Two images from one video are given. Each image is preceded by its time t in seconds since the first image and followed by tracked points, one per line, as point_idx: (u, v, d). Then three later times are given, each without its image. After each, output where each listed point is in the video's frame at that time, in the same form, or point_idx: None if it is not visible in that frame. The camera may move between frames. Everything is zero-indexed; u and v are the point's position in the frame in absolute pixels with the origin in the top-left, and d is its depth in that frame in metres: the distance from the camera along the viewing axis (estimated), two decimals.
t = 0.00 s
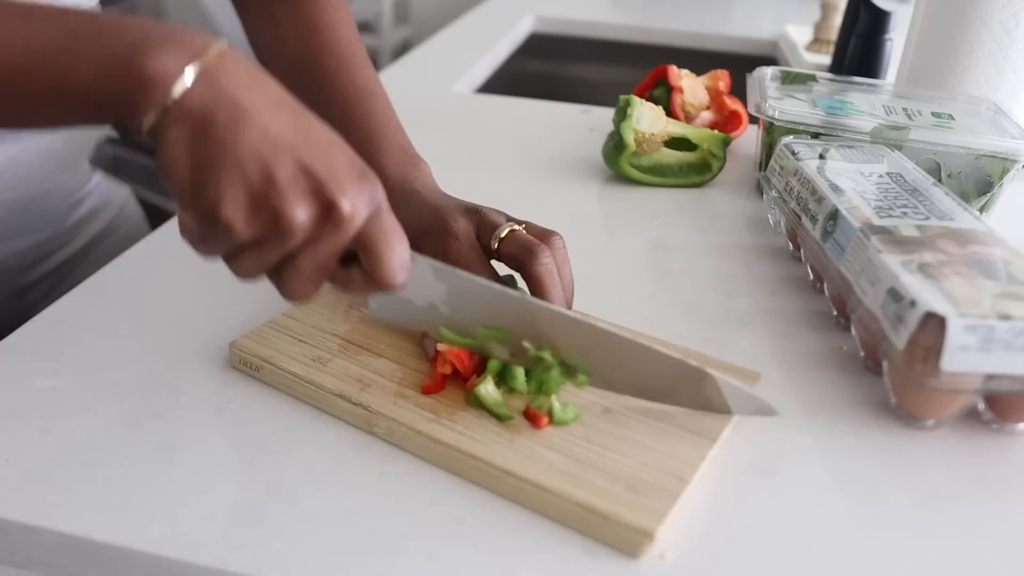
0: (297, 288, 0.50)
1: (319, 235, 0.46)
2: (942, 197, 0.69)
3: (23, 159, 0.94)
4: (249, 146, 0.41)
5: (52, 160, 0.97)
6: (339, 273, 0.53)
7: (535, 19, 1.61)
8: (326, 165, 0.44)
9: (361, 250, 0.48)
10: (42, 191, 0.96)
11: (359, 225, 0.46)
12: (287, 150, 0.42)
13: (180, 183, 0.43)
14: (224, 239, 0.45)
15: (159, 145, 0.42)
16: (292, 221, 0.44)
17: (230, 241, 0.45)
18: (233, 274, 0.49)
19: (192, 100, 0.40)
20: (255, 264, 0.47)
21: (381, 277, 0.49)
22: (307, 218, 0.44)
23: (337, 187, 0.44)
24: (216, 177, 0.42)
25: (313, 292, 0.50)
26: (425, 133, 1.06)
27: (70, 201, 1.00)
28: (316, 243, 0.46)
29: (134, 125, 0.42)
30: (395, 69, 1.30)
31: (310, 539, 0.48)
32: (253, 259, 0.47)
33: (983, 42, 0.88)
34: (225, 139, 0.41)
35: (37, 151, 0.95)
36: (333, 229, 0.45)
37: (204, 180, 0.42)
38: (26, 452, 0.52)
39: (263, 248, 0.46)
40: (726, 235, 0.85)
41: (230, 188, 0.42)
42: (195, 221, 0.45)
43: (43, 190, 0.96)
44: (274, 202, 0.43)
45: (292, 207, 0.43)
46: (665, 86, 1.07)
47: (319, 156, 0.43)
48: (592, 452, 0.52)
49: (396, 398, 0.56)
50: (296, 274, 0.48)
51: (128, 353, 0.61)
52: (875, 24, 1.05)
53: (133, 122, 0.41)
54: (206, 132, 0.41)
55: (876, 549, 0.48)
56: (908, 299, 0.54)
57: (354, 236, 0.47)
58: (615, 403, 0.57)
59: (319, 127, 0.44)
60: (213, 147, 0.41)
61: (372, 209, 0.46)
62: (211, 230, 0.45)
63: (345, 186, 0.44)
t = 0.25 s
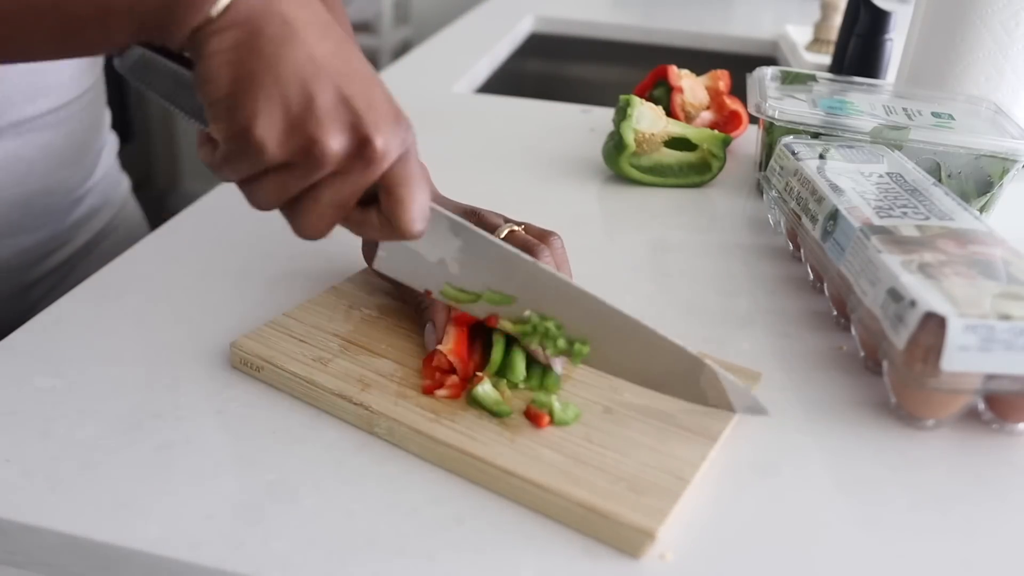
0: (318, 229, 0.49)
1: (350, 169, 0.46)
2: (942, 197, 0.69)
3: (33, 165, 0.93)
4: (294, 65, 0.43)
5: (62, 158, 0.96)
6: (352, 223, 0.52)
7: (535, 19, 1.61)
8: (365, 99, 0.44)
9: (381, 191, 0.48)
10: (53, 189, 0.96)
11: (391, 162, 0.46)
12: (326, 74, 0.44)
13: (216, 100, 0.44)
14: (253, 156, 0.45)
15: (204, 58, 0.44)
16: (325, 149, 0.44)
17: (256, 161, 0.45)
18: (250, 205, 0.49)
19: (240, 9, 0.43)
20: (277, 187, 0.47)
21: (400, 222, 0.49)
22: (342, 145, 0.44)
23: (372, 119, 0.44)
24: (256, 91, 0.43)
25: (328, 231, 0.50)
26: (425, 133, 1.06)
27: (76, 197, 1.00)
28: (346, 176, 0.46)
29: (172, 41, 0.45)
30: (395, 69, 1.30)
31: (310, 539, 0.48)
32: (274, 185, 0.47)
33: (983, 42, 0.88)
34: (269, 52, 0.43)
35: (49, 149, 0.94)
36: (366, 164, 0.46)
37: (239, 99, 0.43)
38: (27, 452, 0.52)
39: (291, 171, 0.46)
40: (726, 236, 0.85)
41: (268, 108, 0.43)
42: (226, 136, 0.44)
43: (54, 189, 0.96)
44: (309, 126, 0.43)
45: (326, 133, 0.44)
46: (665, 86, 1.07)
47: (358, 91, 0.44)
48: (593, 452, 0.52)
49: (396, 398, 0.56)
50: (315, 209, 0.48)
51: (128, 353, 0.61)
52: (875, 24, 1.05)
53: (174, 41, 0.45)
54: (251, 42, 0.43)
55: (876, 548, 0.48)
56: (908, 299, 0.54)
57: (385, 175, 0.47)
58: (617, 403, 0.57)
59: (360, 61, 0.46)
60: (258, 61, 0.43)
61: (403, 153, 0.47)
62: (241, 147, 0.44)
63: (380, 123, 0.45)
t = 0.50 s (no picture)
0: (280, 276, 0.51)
1: (297, 231, 0.47)
2: (942, 197, 0.69)
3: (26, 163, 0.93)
4: (233, 139, 0.43)
5: (57, 158, 0.97)
6: (314, 267, 0.55)
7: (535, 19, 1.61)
8: (307, 161, 0.45)
9: (334, 242, 0.50)
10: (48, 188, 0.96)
11: (335, 218, 0.48)
12: (267, 147, 0.44)
13: (170, 174, 0.45)
14: (207, 229, 0.47)
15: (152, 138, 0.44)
16: (271, 215, 0.46)
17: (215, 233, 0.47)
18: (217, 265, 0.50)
19: (183, 93, 0.43)
20: (236, 254, 0.49)
21: (353, 270, 0.50)
22: (286, 211, 0.46)
23: (314, 181, 0.45)
24: (199, 169, 0.44)
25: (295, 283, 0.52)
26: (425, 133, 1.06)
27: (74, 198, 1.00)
28: (294, 240, 0.48)
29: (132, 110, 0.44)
30: (396, 69, 1.30)
31: (310, 539, 0.48)
32: (235, 251, 0.49)
33: (983, 42, 0.88)
34: (213, 129, 0.43)
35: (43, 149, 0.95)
36: (312, 222, 0.47)
37: (189, 176, 0.44)
38: (26, 452, 0.52)
39: (245, 239, 0.48)
40: (726, 235, 0.85)
41: (214, 181, 0.44)
42: (183, 211, 0.47)
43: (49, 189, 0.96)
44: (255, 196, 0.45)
45: (271, 202, 0.45)
46: (665, 86, 1.07)
47: (301, 154, 0.45)
48: (595, 452, 0.52)
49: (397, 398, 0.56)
50: (273, 267, 0.50)
51: (127, 353, 0.61)
52: (875, 24, 1.05)
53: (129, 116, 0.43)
54: (193, 122, 0.43)
55: (876, 548, 0.48)
56: (908, 299, 0.54)
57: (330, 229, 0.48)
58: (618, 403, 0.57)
59: (305, 125, 0.46)
60: (197, 137, 0.43)
61: (348, 204, 0.48)
62: (195, 217, 0.46)
63: (321, 180, 0.46)
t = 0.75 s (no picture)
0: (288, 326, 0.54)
1: (293, 277, 0.51)
2: (942, 197, 0.69)
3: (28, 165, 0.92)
4: (221, 201, 0.48)
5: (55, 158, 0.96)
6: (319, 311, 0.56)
7: (535, 19, 1.61)
8: (293, 212, 0.50)
9: (332, 284, 0.52)
10: (46, 189, 0.95)
11: (327, 265, 0.51)
12: (254, 201, 0.49)
13: (170, 243, 0.50)
14: (211, 287, 0.51)
15: (151, 209, 0.49)
16: (265, 266, 0.50)
17: (217, 289, 0.52)
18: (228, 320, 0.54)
19: (176, 163, 0.47)
20: (244, 305, 0.53)
21: (352, 309, 0.53)
22: (280, 263, 0.50)
23: (304, 232, 0.50)
24: (195, 228, 0.49)
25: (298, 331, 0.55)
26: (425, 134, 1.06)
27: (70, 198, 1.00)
28: (292, 285, 0.52)
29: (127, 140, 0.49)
30: (395, 68, 1.30)
31: (310, 539, 0.48)
32: (241, 305, 0.53)
33: (983, 42, 0.88)
34: (203, 193, 0.48)
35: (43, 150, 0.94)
36: (306, 270, 0.51)
37: (189, 237, 0.49)
38: (27, 452, 0.52)
39: (249, 292, 0.52)
40: (726, 236, 0.85)
41: (209, 233, 0.49)
42: (185, 271, 0.51)
43: (47, 189, 0.96)
44: (251, 247, 0.49)
45: (265, 252, 0.50)
46: (665, 86, 1.07)
47: (288, 206, 0.50)
48: (595, 452, 0.52)
49: (397, 398, 0.56)
50: (280, 315, 0.53)
51: (127, 353, 0.61)
52: (875, 24, 1.05)
53: (131, 179, 0.47)
54: (187, 190, 0.48)
55: (875, 548, 0.48)
56: (908, 299, 0.54)
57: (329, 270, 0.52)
58: (618, 403, 0.57)
59: (288, 178, 0.50)
60: (193, 208, 0.48)
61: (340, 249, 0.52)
62: (198, 278, 0.51)
63: (310, 227, 0.50)
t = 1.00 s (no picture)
0: (286, 232, 0.58)
1: (295, 163, 0.54)
2: (942, 197, 0.69)
3: (24, 166, 0.92)
4: (216, 67, 0.50)
5: (51, 158, 0.95)
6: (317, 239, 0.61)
7: (535, 19, 1.61)
8: (290, 93, 0.52)
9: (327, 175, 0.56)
10: (43, 190, 0.95)
11: (324, 153, 0.54)
12: (247, 80, 0.51)
13: (160, 125, 0.52)
14: (208, 169, 0.53)
15: (137, 89, 0.50)
16: (268, 147, 0.52)
17: (212, 174, 0.53)
18: (219, 221, 0.58)
19: (160, 41, 0.49)
20: (240, 203, 0.56)
21: (346, 207, 0.57)
22: (282, 144, 0.52)
23: (305, 113, 0.52)
24: (191, 99, 0.50)
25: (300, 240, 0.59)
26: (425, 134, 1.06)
27: (68, 198, 1.00)
28: (294, 174, 0.54)
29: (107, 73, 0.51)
30: (395, 68, 1.30)
31: (310, 539, 0.48)
32: (237, 200, 0.55)
33: (983, 42, 0.88)
34: (194, 71, 0.50)
35: (39, 150, 0.93)
36: (306, 152, 0.54)
37: (181, 120, 0.51)
38: (27, 452, 0.52)
39: (244, 180, 0.54)
40: (726, 236, 0.85)
41: (206, 108, 0.50)
42: (180, 158, 0.53)
43: (45, 190, 0.96)
44: (251, 128, 0.51)
45: (268, 133, 0.52)
46: (665, 86, 1.07)
47: (282, 87, 0.52)
48: (594, 452, 0.52)
49: (397, 398, 0.56)
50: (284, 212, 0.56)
51: (127, 353, 0.61)
52: (875, 24, 1.05)
53: (108, 66, 0.51)
54: (179, 62, 0.50)
55: (875, 548, 0.48)
56: (908, 299, 0.54)
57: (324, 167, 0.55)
58: (618, 403, 0.57)
59: (276, 61, 0.53)
60: (181, 78, 0.50)
61: (335, 139, 0.55)
62: (194, 159, 0.53)
63: (311, 112, 0.53)
